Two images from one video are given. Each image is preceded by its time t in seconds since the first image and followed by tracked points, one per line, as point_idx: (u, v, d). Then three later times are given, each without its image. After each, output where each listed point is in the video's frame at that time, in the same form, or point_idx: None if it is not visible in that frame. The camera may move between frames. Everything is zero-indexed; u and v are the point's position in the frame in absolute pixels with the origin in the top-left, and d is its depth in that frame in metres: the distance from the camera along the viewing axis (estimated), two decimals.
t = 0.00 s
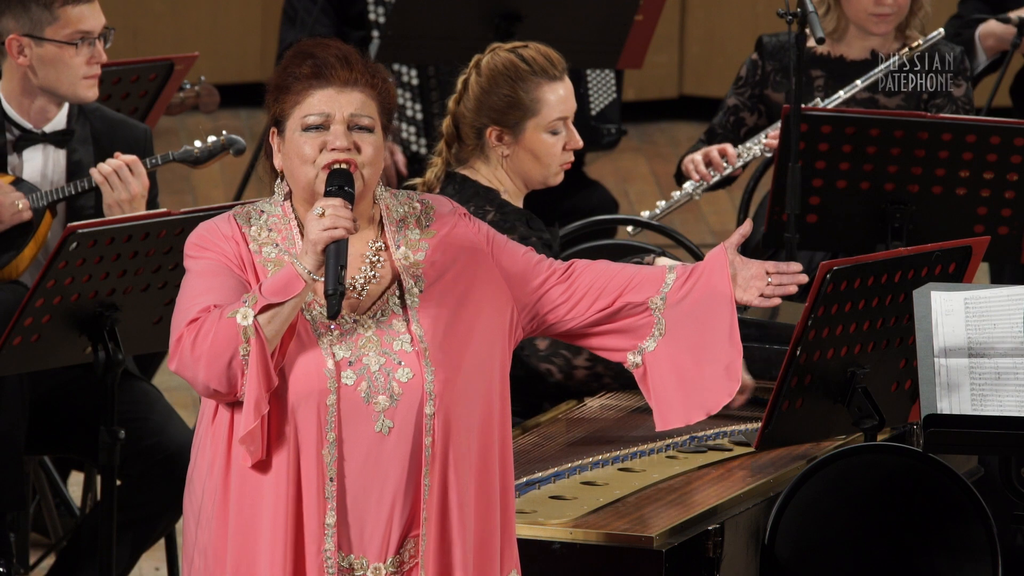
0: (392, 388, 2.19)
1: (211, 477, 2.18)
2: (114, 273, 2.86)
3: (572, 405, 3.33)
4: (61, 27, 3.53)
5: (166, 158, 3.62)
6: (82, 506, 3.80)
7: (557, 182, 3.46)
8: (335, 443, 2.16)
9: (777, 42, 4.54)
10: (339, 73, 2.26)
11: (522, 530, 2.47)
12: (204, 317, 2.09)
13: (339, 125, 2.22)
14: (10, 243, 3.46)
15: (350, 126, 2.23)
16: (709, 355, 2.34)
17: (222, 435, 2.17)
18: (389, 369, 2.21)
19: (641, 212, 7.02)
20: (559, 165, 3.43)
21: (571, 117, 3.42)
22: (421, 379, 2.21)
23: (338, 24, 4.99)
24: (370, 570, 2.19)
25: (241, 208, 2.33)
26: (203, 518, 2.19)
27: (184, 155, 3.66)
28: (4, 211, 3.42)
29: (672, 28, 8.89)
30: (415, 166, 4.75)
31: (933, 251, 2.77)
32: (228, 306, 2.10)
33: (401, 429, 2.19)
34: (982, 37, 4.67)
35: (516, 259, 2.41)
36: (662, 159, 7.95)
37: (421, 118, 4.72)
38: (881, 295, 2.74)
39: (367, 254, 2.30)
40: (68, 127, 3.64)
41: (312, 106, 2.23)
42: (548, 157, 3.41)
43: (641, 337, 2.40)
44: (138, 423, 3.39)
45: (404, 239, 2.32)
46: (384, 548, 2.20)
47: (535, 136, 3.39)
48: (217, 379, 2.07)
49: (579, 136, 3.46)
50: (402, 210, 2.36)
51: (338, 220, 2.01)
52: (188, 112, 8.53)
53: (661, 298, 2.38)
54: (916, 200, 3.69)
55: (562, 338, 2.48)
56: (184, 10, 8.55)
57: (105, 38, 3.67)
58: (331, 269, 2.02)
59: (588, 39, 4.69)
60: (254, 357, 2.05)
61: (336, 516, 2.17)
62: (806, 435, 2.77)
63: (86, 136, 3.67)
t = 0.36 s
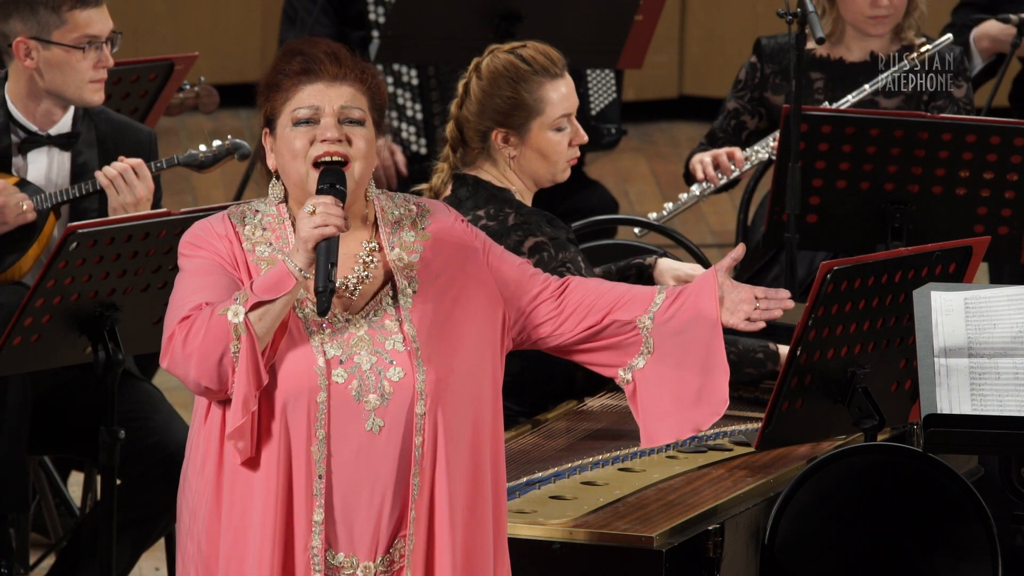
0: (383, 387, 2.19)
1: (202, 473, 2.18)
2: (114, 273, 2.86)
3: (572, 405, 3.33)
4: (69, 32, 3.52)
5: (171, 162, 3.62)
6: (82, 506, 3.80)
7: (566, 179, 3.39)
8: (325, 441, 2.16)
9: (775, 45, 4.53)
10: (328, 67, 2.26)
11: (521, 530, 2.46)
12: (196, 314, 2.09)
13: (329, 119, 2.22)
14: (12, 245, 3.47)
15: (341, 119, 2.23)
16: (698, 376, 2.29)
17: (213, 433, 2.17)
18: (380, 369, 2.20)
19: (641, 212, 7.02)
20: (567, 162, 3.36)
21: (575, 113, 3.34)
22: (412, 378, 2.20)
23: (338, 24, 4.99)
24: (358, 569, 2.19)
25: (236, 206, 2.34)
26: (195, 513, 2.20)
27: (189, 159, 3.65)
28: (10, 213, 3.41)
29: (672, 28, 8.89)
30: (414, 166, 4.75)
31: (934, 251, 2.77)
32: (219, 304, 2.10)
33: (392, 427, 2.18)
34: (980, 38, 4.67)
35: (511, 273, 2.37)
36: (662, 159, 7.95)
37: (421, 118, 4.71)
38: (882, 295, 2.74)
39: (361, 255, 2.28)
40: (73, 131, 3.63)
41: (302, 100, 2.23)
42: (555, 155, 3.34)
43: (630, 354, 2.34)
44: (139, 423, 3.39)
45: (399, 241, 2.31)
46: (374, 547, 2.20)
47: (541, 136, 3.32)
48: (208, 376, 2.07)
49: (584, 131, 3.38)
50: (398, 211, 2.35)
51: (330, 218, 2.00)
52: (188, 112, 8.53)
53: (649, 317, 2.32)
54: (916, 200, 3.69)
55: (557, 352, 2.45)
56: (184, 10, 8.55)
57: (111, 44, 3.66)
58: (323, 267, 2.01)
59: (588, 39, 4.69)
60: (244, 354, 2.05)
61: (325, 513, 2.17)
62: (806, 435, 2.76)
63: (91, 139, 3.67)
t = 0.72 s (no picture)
0: (376, 365, 2.19)
1: (197, 460, 2.17)
2: (114, 273, 2.86)
3: (571, 406, 3.33)
4: (71, 35, 3.49)
5: (174, 165, 3.63)
6: (82, 506, 3.81)
7: (532, 173, 3.41)
8: (319, 419, 2.16)
9: (778, 41, 4.56)
10: (324, 69, 2.26)
11: (521, 530, 2.46)
12: (191, 304, 2.09)
13: (326, 121, 2.23)
14: (12, 248, 3.46)
15: (338, 120, 2.23)
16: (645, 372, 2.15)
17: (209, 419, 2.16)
18: (373, 348, 2.20)
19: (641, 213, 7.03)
20: (534, 155, 3.39)
21: (543, 107, 3.36)
22: (405, 358, 2.20)
23: (338, 25, 5.00)
24: (354, 549, 2.19)
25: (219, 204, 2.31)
26: (190, 505, 2.18)
27: (192, 162, 3.65)
28: (12, 214, 3.40)
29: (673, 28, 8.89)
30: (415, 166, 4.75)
31: (933, 251, 2.79)
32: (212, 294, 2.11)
33: (386, 405, 2.19)
34: (980, 38, 4.67)
35: (489, 278, 2.31)
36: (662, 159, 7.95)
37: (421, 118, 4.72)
38: (882, 295, 2.74)
39: (351, 238, 2.27)
40: (77, 132, 3.62)
41: (296, 103, 2.23)
42: (522, 148, 3.36)
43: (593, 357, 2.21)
44: (139, 423, 3.39)
45: (390, 229, 2.29)
46: (369, 528, 2.19)
47: (508, 128, 3.34)
48: (204, 365, 2.08)
49: (551, 125, 3.41)
50: (388, 208, 2.33)
51: (333, 213, 2.00)
52: (187, 112, 8.53)
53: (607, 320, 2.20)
54: (916, 200, 3.69)
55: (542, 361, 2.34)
56: (184, 11, 8.56)
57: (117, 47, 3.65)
58: (325, 264, 2.01)
59: (589, 40, 4.69)
60: (242, 345, 2.05)
61: (318, 493, 2.17)
62: (806, 435, 2.76)
63: (95, 141, 3.67)
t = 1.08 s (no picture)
0: (375, 371, 2.19)
1: (199, 462, 2.17)
2: (114, 273, 2.86)
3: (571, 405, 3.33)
4: (55, 29, 3.46)
5: (174, 164, 3.61)
6: (82, 506, 3.80)
7: (509, 170, 3.39)
8: (317, 424, 2.16)
9: (779, 38, 4.56)
10: (329, 66, 2.25)
11: (521, 530, 2.46)
12: (196, 305, 2.08)
13: (331, 120, 2.22)
14: (11, 247, 3.46)
15: (343, 121, 2.23)
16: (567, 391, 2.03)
17: (209, 423, 2.16)
18: (373, 354, 2.19)
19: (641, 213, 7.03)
20: (510, 153, 3.37)
21: (519, 104, 3.35)
22: (404, 363, 2.20)
23: (338, 25, 5.00)
24: (355, 555, 2.17)
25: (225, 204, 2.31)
26: (193, 507, 2.18)
27: (192, 161, 3.65)
28: (11, 214, 3.40)
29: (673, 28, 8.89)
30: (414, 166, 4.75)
31: (933, 251, 2.79)
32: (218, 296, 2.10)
33: (385, 412, 2.18)
34: (981, 36, 4.66)
35: (473, 284, 2.26)
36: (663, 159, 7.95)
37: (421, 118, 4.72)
38: (881, 295, 2.74)
39: (354, 241, 2.27)
40: (76, 131, 3.63)
41: (299, 101, 2.23)
42: (498, 146, 3.34)
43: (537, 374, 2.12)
44: (139, 423, 3.40)
45: (393, 232, 2.28)
46: (369, 533, 2.18)
47: (484, 125, 3.33)
48: (207, 368, 2.07)
49: (528, 123, 3.39)
50: (392, 209, 2.32)
51: (342, 219, 2.02)
52: (187, 112, 8.53)
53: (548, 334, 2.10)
54: (916, 200, 3.69)
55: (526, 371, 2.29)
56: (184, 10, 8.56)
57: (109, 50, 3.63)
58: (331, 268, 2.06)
59: (589, 39, 4.69)
60: (246, 347, 2.06)
61: (317, 497, 2.16)
62: (806, 435, 2.76)
63: (95, 140, 3.67)
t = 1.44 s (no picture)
0: (379, 377, 2.18)
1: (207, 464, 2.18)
2: (114, 273, 2.86)
3: (572, 405, 3.33)
4: (42, 24, 3.45)
5: (169, 161, 3.61)
6: (82, 506, 3.80)
7: (524, 169, 3.34)
8: (321, 429, 2.15)
9: (778, 37, 4.56)
10: (343, 67, 2.25)
11: (521, 530, 2.46)
12: (204, 307, 2.09)
13: (344, 121, 2.21)
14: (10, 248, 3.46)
15: (356, 121, 2.22)
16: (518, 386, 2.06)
17: (217, 428, 2.16)
18: (377, 359, 2.19)
19: (641, 213, 7.03)
20: (524, 151, 3.32)
21: (529, 103, 3.31)
22: (408, 369, 2.20)
23: (338, 26, 5.00)
24: (359, 560, 2.17)
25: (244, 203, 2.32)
26: (201, 508, 2.20)
27: (187, 156, 3.64)
28: (9, 214, 3.41)
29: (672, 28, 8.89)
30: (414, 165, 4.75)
31: (933, 251, 2.80)
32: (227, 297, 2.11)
33: (389, 417, 2.18)
34: (982, 32, 4.69)
35: (471, 285, 2.25)
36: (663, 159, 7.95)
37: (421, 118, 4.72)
38: (881, 295, 2.74)
39: (363, 244, 2.27)
40: (70, 128, 3.62)
41: (314, 101, 2.23)
42: (511, 146, 3.30)
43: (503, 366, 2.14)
44: (138, 423, 3.39)
45: (403, 234, 2.28)
46: (373, 539, 2.18)
47: (495, 127, 3.29)
48: (213, 370, 2.09)
49: (540, 122, 3.35)
50: (406, 212, 2.32)
51: (346, 220, 2.00)
52: (186, 112, 8.53)
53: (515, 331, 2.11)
54: (916, 200, 3.69)
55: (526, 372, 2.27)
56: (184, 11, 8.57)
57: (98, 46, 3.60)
58: (336, 269, 2.06)
59: (589, 39, 4.69)
60: (252, 349, 2.06)
61: (321, 502, 2.16)
62: (806, 436, 2.77)
63: (89, 138, 3.65)
